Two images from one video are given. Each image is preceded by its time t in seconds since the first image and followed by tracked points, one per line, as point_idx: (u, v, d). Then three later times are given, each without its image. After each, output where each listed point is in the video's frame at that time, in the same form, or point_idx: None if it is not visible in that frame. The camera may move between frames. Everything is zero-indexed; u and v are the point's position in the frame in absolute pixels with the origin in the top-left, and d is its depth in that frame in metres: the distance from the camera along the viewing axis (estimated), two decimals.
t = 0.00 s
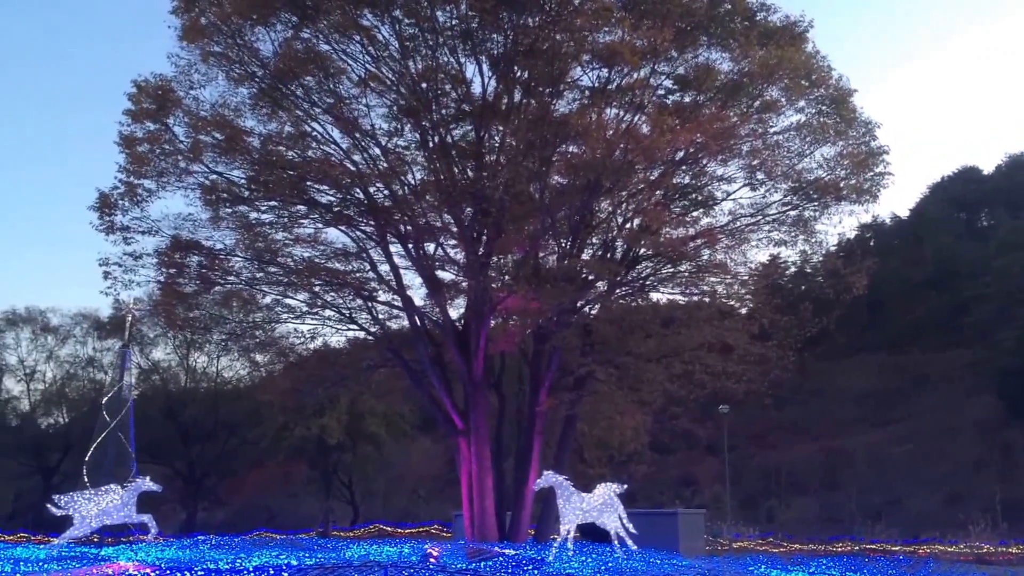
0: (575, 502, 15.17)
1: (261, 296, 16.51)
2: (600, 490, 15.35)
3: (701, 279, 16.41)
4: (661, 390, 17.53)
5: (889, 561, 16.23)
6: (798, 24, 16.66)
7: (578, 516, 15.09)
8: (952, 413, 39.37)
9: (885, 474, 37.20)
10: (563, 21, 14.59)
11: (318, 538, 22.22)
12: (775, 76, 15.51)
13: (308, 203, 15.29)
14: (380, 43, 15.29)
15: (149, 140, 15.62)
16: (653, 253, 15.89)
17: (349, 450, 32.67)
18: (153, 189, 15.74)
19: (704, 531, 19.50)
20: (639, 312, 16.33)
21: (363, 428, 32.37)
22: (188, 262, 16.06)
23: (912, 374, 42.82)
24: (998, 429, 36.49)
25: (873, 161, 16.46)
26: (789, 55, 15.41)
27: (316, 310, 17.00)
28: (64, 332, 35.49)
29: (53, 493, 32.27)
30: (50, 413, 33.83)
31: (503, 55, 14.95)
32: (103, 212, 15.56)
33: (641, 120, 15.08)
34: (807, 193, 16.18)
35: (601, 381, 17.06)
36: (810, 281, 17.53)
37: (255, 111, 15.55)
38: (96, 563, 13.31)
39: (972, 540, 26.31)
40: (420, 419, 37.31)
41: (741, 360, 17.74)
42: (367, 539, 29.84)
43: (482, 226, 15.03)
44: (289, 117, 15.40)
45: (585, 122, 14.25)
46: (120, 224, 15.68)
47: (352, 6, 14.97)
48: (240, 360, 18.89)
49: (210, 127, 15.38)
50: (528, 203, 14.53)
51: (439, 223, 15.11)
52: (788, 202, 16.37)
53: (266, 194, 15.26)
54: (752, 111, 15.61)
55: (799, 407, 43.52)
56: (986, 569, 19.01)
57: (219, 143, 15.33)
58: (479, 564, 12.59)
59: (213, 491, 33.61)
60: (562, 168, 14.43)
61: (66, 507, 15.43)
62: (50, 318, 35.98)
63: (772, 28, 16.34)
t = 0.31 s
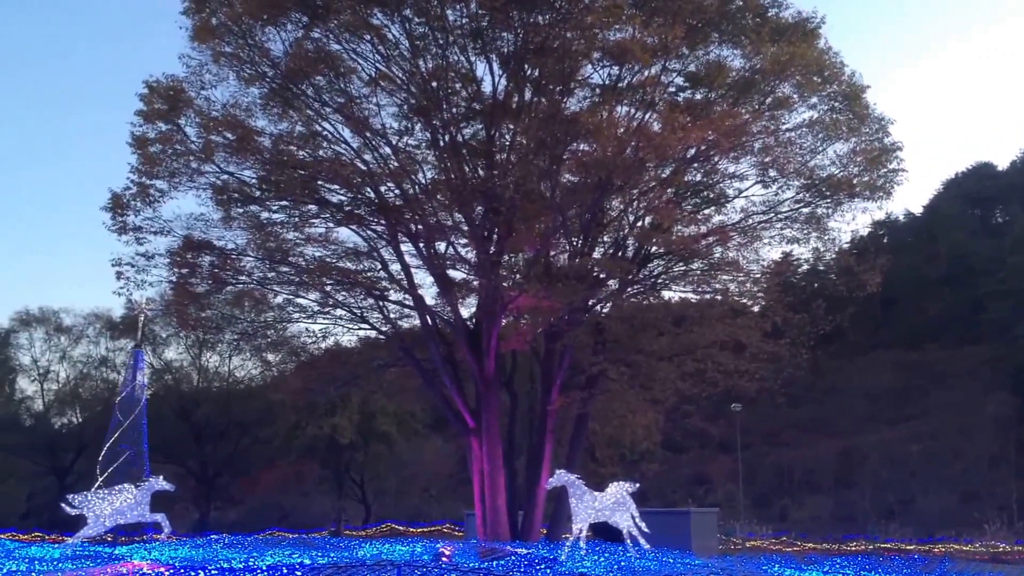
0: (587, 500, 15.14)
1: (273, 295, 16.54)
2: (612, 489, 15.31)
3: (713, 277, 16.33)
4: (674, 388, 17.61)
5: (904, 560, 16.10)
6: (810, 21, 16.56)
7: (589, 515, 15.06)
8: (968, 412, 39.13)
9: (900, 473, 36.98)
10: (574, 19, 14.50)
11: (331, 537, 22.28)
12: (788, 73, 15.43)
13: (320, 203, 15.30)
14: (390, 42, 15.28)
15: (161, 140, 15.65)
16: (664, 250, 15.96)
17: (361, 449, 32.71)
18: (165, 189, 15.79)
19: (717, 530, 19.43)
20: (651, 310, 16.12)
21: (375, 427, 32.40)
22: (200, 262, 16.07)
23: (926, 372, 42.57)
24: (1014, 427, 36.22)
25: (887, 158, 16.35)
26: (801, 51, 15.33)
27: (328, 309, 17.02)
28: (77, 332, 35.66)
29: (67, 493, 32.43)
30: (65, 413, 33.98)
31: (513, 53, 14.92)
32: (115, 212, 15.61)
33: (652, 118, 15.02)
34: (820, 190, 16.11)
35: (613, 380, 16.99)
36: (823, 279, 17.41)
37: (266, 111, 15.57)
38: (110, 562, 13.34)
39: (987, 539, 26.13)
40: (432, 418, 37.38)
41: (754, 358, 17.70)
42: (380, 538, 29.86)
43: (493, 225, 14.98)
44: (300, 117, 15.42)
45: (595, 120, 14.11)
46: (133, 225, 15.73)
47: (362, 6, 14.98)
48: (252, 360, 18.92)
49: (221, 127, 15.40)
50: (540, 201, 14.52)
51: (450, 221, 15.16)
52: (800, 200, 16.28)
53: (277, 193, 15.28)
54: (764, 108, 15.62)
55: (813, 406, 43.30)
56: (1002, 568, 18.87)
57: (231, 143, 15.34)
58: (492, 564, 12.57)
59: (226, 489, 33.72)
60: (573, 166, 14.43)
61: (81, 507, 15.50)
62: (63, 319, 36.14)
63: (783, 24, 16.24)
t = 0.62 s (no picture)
0: (600, 500, 15.12)
1: (284, 295, 16.59)
2: (624, 488, 15.29)
3: (725, 275, 16.26)
4: (686, 387, 17.60)
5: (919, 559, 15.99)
6: (822, 17, 16.48)
7: (602, 514, 15.05)
8: (982, 409, 38.89)
9: (913, 471, 36.78)
10: (585, 17, 14.47)
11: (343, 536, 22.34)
12: (799, 69, 15.39)
13: (331, 202, 15.32)
14: (401, 41, 15.29)
15: (173, 141, 15.70)
16: (676, 249, 15.88)
17: (373, 448, 32.78)
18: (178, 189, 15.84)
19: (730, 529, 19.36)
20: (664, 309, 16.00)
21: (387, 426, 32.45)
22: (212, 262, 16.09)
23: (941, 370, 42.34)
24: None
25: (901, 154, 16.27)
26: (813, 47, 15.27)
27: (339, 309, 17.04)
28: (91, 332, 35.86)
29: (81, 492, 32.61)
30: (79, 412, 34.30)
31: (524, 51, 14.89)
32: (128, 212, 15.67)
33: (664, 115, 15.00)
34: (833, 186, 16.01)
35: (625, 378, 17.01)
36: (836, 276, 17.36)
37: (277, 111, 15.59)
38: (124, 561, 13.34)
39: (1002, 538, 25.96)
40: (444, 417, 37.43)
41: (766, 356, 17.64)
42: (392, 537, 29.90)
43: (504, 224, 14.96)
44: (311, 117, 15.43)
45: (607, 118, 14.06)
46: (146, 225, 15.79)
47: (373, 5, 14.98)
48: (264, 359, 18.95)
49: (233, 127, 15.44)
50: (551, 200, 14.43)
51: (461, 220, 15.11)
52: (813, 197, 16.21)
53: (289, 193, 15.30)
54: (776, 105, 15.60)
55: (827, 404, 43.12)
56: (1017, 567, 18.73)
57: (242, 143, 15.38)
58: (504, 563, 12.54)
59: (239, 489, 33.83)
60: (584, 164, 14.38)
61: (95, 506, 15.58)
62: (77, 319, 36.33)
63: (795, 21, 16.17)
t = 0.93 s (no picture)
0: (613, 498, 15.14)
1: (297, 294, 16.65)
2: (637, 487, 15.32)
3: (738, 272, 16.25)
4: (699, 385, 17.49)
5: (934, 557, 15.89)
6: (835, 13, 16.40)
7: (616, 513, 15.03)
8: (998, 407, 38.66)
9: (929, 469, 36.57)
10: (596, 15, 14.44)
11: (356, 535, 22.42)
12: (812, 66, 15.33)
13: (343, 202, 15.34)
14: (412, 40, 15.31)
15: (186, 142, 15.76)
16: (688, 247, 15.80)
17: (386, 447, 32.88)
18: (191, 190, 15.90)
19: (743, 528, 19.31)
20: (676, 307, 16.11)
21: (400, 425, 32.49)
22: (225, 262, 16.13)
23: (956, 367, 42.14)
24: None
25: (914, 151, 16.22)
26: (826, 43, 15.23)
27: (352, 308, 17.07)
28: (105, 332, 36.05)
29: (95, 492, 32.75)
30: (94, 412, 34.55)
31: (535, 50, 14.90)
32: (142, 213, 15.74)
33: (675, 113, 14.99)
34: (846, 184, 15.94)
35: (637, 377, 16.93)
36: (849, 273, 17.26)
37: (290, 111, 15.62)
38: (138, 560, 13.34)
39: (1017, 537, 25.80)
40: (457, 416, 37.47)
41: (780, 354, 17.57)
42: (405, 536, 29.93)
43: (516, 222, 15.00)
44: (323, 117, 15.45)
45: (618, 116, 14.04)
46: (159, 226, 15.85)
47: (384, 4, 15.00)
48: (277, 359, 19.00)
49: (245, 128, 15.49)
50: (563, 199, 14.46)
51: (472, 219, 15.18)
52: (827, 194, 16.14)
53: (301, 193, 15.34)
54: (788, 102, 15.46)
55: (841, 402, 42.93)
56: None
57: (255, 144, 15.42)
58: (518, 562, 12.55)
59: (252, 488, 33.94)
60: (596, 162, 14.33)
61: (110, 505, 15.65)
62: (91, 319, 36.53)
63: (808, 17, 16.10)
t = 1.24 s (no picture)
0: (627, 497, 15.13)
1: (310, 294, 16.69)
2: (652, 486, 15.28)
3: (752, 271, 16.15)
4: (712, 383, 17.43)
5: (950, 556, 15.79)
6: (848, 9, 16.33)
7: (630, 512, 15.02)
8: (1014, 405, 38.42)
9: (944, 467, 36.35)
10: (607, 14, 14.43)
11: (370, 535, 22.46)
12: (826, 63, 15.27)
13: (356, 202, 15.35)
14: (424, 40, 15.33)
15: (199, 143, 15.81)
16: (702, 245, 15.68)
17: (400, 446, 32.99)
18: (204, 191, 15.95)
19: (758, 526, 19.26)
20: (690, 306, 16.02)
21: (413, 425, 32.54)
22: (239, 262, 16.19)
23: (971, 365, 41.91)
24: None
25: (929, 148, 16.10)
26: (839, 40, 15.17)
27: (365, 308, 17.09)
28: (120, 333, 36.26)
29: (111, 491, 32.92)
30: (109, 412, 35.11)
31: (546, 49, 14.83)
32: (156, 214, 15.80)
33: (688, 112, 14.99)
34: (860, 181, 15.87)
35: (651, 376, 16.89)
36: (864, 271, 17.15)
37: (302, 112, 15.65)
38: (154, 560, 13.33)
39: None
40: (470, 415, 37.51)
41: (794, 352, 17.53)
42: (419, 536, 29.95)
43: (529, 221, 15.00)
44: (335, 117, 15.48)
45: (631, 115, 14.07)
46: (173, 227, 15.91)
47: (395, 4, 15.02)
48: (291, 359, 19.04)
49: (258, 128, 15.53)
50: (575, 198, 14.36)
51: (486, 219, 15.21)
52: (840, 191, 16.06)
53: (314, 194, 15.36)
54: (801, 100, 15.36)
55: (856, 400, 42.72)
56: None
57: (268, 144, 15.47)
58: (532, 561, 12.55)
59: (266, 488, 34.03)
60: (608, 161, 14.33)
61: (126, 505, 15.71)
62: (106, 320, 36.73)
63: (821, 14, 16.06)
